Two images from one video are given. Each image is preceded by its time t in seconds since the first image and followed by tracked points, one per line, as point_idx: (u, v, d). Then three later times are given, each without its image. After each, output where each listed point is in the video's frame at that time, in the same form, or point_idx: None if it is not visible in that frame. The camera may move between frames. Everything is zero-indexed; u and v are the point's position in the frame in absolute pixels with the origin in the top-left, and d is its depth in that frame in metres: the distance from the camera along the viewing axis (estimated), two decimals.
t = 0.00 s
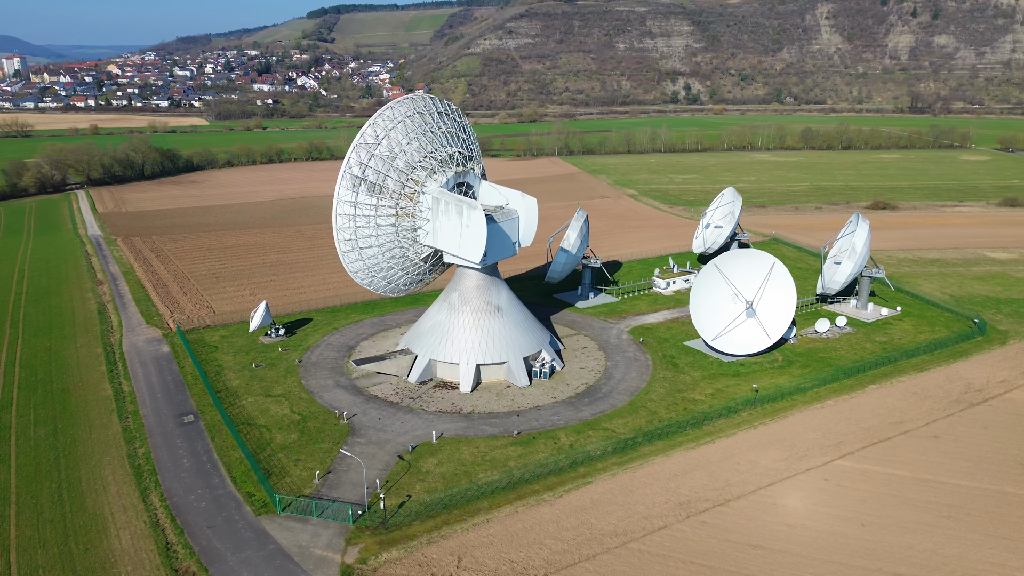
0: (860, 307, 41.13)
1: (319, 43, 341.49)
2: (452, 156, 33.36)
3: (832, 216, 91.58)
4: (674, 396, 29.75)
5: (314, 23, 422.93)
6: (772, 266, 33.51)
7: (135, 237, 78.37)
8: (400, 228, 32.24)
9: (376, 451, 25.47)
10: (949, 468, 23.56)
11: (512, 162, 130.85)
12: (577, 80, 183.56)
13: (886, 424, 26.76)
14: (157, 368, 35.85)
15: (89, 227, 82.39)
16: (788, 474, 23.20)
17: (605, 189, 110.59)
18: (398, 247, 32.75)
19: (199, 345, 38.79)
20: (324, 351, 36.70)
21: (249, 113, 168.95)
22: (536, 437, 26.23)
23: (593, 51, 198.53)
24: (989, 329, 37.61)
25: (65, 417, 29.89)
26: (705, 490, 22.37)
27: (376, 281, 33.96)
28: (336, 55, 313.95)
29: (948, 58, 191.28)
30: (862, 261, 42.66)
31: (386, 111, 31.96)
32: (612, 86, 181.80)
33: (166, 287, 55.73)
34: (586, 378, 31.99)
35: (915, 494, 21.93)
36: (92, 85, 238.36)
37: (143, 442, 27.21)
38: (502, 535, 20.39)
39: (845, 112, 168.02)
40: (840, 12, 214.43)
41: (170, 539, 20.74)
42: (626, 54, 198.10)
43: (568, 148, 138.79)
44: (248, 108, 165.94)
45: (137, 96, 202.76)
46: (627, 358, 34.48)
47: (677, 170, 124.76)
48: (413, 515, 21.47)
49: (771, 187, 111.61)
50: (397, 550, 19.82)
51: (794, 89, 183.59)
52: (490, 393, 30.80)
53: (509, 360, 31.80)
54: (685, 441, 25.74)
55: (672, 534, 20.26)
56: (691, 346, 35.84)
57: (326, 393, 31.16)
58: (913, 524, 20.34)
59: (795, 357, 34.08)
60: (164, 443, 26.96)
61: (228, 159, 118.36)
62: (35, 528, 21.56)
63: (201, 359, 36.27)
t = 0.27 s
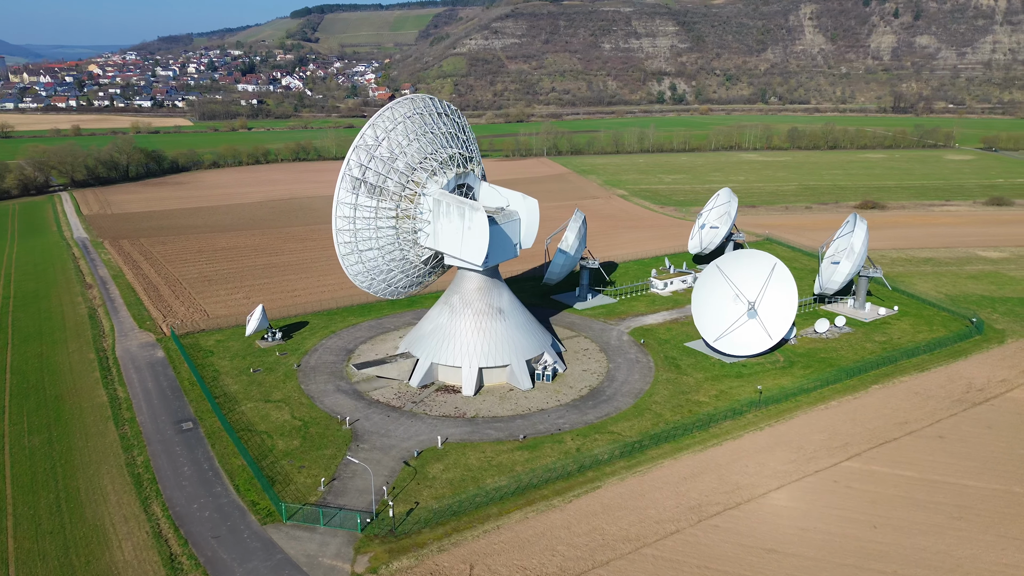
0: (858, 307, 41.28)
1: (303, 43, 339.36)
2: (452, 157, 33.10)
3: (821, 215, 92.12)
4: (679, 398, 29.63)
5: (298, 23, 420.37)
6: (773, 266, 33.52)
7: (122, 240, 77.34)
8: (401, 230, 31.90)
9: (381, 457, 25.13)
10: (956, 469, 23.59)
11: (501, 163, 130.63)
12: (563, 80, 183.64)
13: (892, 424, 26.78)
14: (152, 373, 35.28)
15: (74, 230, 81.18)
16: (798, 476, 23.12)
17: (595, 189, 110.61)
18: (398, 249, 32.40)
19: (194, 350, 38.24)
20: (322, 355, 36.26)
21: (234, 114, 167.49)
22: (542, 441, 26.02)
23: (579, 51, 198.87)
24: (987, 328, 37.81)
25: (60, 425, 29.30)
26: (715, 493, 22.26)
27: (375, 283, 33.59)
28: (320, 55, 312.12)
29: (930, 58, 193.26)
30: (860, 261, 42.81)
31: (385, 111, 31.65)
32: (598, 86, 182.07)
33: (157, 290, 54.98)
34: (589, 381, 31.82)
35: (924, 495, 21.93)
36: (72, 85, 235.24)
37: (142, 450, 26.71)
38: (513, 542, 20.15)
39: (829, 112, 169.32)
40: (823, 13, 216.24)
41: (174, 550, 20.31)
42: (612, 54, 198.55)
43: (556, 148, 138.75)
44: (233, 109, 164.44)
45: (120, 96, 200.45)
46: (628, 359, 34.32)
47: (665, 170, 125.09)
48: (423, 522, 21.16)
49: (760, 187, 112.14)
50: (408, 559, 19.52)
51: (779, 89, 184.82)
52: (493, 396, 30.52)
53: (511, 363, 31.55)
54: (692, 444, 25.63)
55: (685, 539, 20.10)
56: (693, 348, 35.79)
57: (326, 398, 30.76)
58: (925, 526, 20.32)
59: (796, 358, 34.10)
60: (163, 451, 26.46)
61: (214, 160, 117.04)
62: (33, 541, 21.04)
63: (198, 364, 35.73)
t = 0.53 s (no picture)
0: (856, 307, 41.44)
1: (286, 43, 337.00)
2: (452, 158, 32.81)
3: (810, 215, 92.64)
4: (683, 400, 29.53)
5: (281, 22, 417.40)
6: (775, 266, 33.51)
7: (108, 242, 76.27)
8: (401, 232, 31.54)
9: (387, 463, 24.81)
10: (963, 469, 23.67)
11: (490, 164, 130.37)
12: (550, 80, 183.60)
13: (897, 425, 26.83)
14: (148, 380, 34.70)
15: (60, 232, 79.98)
16: (807, 478, 23.08)
17: (585, 189, 110.61)
18: (399, 251, 32.04)
19: (189, 355, 37.67)
20: (321, 359, 35.84)
21: (218, 114, 165.97)
22: (549, 445, 25.81)
23: (565, 51, 199.06)
24: (984, 327, 38.05)
25: (55, 434, 28.69)
26: (726, 497, 22.14)
27: (375, 287, 33.21)
28: (304, 55, 310.11)
29: (912, 58, 195.13)
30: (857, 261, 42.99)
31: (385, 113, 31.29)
32: (584, 86, 182.21)
33: (147, 294, 54.21)
34: (592, 383, 31.65)
35: (933, 496, 21.97)
36: (52, 85, 231.99)
37: (141, 458, 26.21)
38: (525, 549, 19.91)
39: (813, 112, 170.51)
40: (806, 13, 217.96)
41: (181, 562, 19.90)
42: (598, 54, 198.87)
43: (545, 148, 138.61)
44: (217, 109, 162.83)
45: (101, 96, 198.05)
46: (630, 361, 34.21)
47: (654, 170, 125.38)
48: (433, 530, 20.86)
49: (749, 187, 112.64)
50: (420, 568, 19.25)
51: (763, 89, 185.93)
52: (497, 400, 30.29)
53: (514, 366, 31.32)
54: (699, 446, 25.52)
55: (699, 544, 19.96)
56: (694, 348, 35.73)
57: (328, 403, 30.37)
58: (936, 527, 20.33)
59: (797, 358, 34.14)
60: (163, 460, 25.97)
61: (199, 161, 115.78)
62: (34, 554, 20.55)
63: (194, 369, 35.17)
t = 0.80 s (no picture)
0: (853, 307, 41.61)
1: (270, 43, 334.70)
2: (453, 159, 32.53)
3: (800, 215, 93.10)
4: (688, 402, 29.42)
5: (264, 22, 414.29)
6: (777, 266, 33.47)
7: (94, 245, 75.19)
8: (402, 234, 31.19)
9: (392, 469, 24.48)
10: (971, 468, 23.74)
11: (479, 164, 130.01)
12: (536, 80, 183.51)
13: (902, 425, 26.90)
14: (143, 386, 34.14)
15: (44, 236, 78.74)
16: (816, 480, 23.02)
17: (575, 189, 110.60)
18: (399, 254, 31.71)
19: (185, 360, 37.11)
20: (319, 364, 35.43)
21: (201, 115, 164.45)
22: (555, 449, 25.59)
23: (550, 51, 199.19)
24: (981, 326, 38.27)
25: (50, 442, 28.08)
26: (736, 499, 22.04)
27: (375, 290, 32.85)
28: (288, 55, 308.06)
29: (894, 58, 196.91)
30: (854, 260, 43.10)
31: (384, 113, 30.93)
32: (570, 87, 182.29)
33: (137, 297, 53.44)
34: (596, 386, 31.51)
35: (944, 497, 21.97)
36: (31, 86, 228.64)
37: (140, 466, 25.68)
38: (538, 557, 19.67)
39: (798, 112, 171.64)
40: (789, 14, 219.64)
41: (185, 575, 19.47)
42: (583, 54, 199.15)
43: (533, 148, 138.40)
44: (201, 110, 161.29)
45: (83, 96, 195.57)
46: (632, 363, 34.10)
47: (643, 170, 125.58)
48: (444, 538, 20.57)
49: (737, 186, 113.06)
50: None
51: (748, 89, 186.89)
52: (501, 404, 30.05)
53: (517, 369, 31.09)
54: (707, 449, 25.37)
55: (712, 547, 19.82)
56: (695, 349, 35.71)
57: (329, 408, 29.98)
58: (949, 529, 20.29)
59: (798, 359, 34.20)
60: (162, 468, 25.49)
61: (184, 162, 114.49)
62: (35, 568, 20.06)
63: (191, 375, 34.63)
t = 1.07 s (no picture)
0: (851, 307, 41.76)
1: (254, 43, 332.29)
2: (453, 161, 32.28)
3: (789, 214, 93.60)
4: (693, 404, 29.31)
5: (247, 22, 411.10)
6: (778, 267, 33.50)
7: (80, 248, 74.08)
8: (403, 236, 30.86)
9: (399, 476, 24.16)
10: (977, 469, 23.83)
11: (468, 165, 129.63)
12: (522, 81, 183.40)
13: (907, 425, 26.97)
14: (139, 392, 33.55)
15: (29, 239, 77.46)
16: (825, 482, 22.99)
17: (565, 190, 110.59)
18: (400, 257, 31.36)
19: (180, 366, 36.54)
20: (319, 368, 35.00)
21: (185, 115, 162.74)
22: (563, 454, 25.38)
23: (536, 52, 199.23)
24: (979, 325, 38.50)
25: (45, 452, 27.47)
26: (748, 503, 21.92)
27: (375, 293, 32.43)
28: (272, 55, 305.79)
29: (876, 58, 198.77)
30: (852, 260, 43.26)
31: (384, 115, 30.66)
32: (556, 87, 182.34)
33: (128, 302, 52.66)
34: (599, 388, 31.34)
35: (954, 498, 22.01)
36: (9, 86, 225.24)
37: (140, 476, 25.18)
38: (551, 564, 19.45)
39: (782, 111, 172.84)
40: (772, 15, 221.23)
41: None
42: (569, 55, 199.36)
43: (521, 149, 138.22)
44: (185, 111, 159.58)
45: (64, 97, 193.03)
46: (635, 365, 33.95)
47: (631, 170, 125.78)
48: (455, 547, 20.28)
49: (726, 186, 113.54)
50: None
51: (733, 89, 187.93)
52: (505, 408, 29.83)
53: (520, 372, 30.87)
54: (715, 452, 25.26)
55: (726, 552, 19.68)
56: (697, 351, 35.64)
57: (331, 414, 29.60)
58: (962, 531, 20.30)
59: (800, 359, 34.24)
60: (164, 477, 25.00)
61: (169, 164, 113.20)
62: None
63: (187, 381, 34.08)
